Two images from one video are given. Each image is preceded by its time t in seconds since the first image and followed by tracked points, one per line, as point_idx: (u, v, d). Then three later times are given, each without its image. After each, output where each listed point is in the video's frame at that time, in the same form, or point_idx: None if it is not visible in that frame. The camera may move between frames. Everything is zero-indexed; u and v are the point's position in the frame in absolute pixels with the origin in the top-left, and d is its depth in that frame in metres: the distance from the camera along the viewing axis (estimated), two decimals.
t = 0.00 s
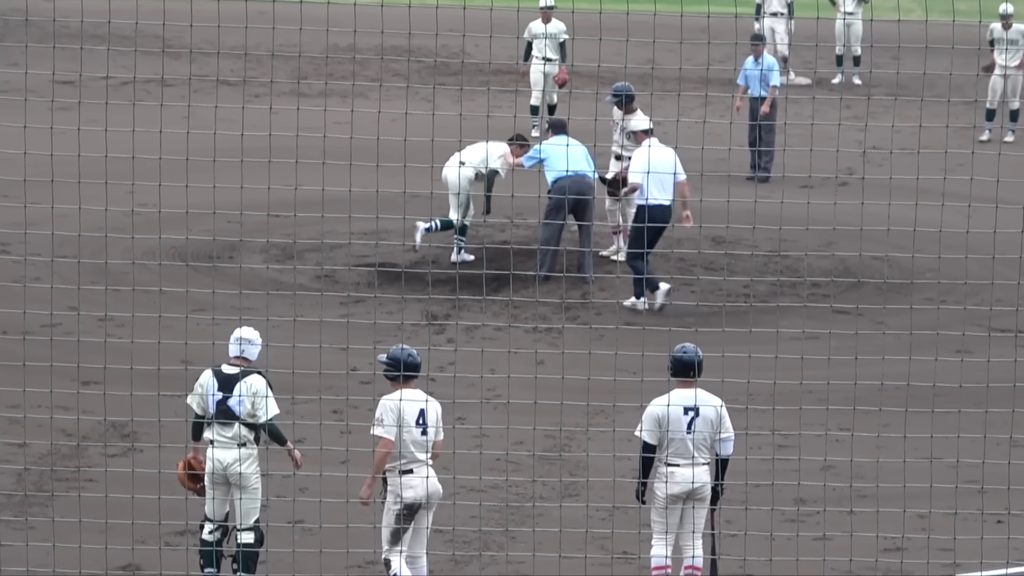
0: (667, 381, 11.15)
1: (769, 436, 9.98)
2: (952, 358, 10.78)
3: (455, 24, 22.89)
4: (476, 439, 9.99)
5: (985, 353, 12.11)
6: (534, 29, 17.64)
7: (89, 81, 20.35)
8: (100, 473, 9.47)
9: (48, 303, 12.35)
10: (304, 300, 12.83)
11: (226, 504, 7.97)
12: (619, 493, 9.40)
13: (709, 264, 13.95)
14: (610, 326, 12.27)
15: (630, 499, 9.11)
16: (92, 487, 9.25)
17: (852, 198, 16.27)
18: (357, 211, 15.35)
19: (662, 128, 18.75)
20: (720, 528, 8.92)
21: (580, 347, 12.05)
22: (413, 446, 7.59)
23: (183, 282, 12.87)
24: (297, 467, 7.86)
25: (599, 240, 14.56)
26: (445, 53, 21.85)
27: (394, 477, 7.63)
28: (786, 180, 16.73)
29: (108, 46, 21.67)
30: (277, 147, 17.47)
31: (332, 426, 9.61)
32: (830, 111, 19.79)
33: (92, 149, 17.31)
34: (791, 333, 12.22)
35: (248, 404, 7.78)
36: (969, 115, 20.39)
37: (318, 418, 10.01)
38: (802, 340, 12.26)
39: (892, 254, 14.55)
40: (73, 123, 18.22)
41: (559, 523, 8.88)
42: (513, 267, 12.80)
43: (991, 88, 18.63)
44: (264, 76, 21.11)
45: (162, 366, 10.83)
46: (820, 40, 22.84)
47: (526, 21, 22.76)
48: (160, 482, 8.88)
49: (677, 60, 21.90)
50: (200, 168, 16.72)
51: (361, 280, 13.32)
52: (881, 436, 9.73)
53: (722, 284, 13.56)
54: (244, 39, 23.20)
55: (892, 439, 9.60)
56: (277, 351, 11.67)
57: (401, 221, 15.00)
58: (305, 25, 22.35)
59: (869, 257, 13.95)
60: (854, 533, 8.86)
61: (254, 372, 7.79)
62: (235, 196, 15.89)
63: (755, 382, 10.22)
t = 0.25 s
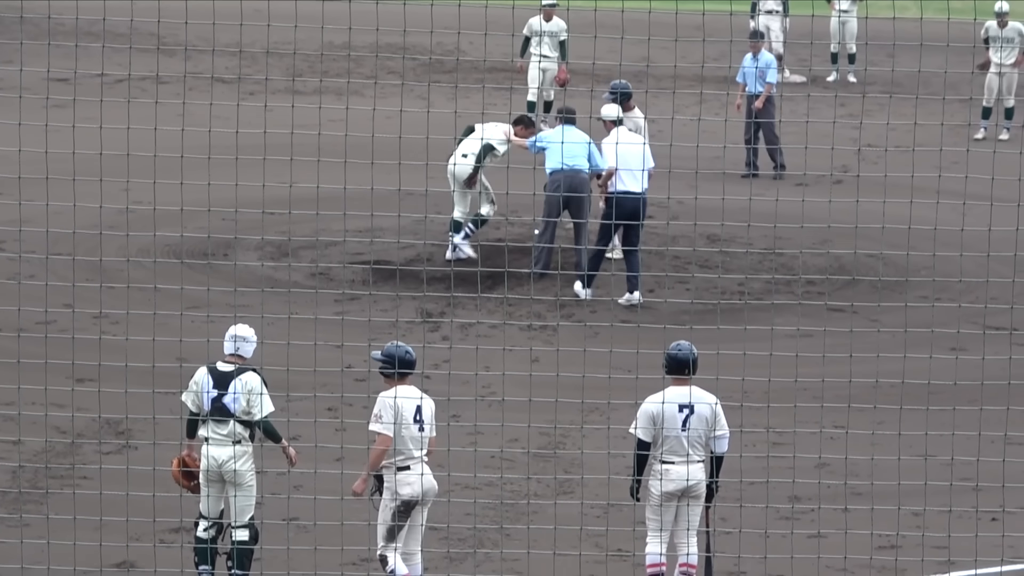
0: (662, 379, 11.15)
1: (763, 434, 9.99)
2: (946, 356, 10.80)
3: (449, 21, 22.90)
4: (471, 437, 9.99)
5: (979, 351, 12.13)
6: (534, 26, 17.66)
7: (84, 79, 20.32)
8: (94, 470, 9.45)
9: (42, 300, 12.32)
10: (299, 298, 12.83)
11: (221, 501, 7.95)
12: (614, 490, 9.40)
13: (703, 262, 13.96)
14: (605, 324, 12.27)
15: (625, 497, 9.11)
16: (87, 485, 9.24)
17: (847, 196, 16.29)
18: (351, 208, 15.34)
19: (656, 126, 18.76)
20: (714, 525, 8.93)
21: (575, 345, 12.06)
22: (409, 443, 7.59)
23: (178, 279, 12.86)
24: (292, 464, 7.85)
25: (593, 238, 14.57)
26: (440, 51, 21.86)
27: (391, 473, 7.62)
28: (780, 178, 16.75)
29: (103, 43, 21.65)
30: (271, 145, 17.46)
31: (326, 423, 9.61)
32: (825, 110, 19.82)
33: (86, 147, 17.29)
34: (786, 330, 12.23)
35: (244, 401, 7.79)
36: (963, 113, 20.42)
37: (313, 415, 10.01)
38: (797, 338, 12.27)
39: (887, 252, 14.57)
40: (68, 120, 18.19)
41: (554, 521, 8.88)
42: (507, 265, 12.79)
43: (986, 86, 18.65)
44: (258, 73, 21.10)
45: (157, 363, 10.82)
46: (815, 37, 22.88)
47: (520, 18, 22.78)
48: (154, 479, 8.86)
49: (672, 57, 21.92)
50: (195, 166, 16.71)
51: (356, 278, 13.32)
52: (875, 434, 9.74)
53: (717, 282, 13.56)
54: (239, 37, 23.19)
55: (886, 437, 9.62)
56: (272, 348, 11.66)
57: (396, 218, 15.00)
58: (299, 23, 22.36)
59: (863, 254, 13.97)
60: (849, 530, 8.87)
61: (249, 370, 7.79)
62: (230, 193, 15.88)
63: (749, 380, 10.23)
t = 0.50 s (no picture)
0: (658, 376, 11.15)
1: (759, 431, 9.98)
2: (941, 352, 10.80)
3: (444, 18, 22.89)
4: (467, 434, 9.99)
5: (975, 347, 12.13)
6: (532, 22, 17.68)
7: (79, 76, 20.29)
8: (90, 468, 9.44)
9: (37, 297, 12.30)
10: (294, 295, 12.82)
11: (217, 499, 7.95)
12: (610, 487, 9.40)
13: (699, 259, 13.96)
14: (601, 321, 12.27)
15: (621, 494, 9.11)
16: (83, 482, 9.22)
17: (842, 192, 16.29)
18: (347, 205, 15.33)
19: (652, 122, 18.75)
20: (710, 522, 8.93)
21: (571, 342, 12.05)
22: (407, 440, 7.58)
23: (174, 277, 12.84)
24: (288, 461, 7.86)
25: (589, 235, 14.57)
26: (435, 48, 21.85)
27: (389, 470, 7.61)
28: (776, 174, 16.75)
29: (98, 41, 21.62)
30: (267, 142, 17.44)
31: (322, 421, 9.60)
32: (820, 106, 19.82)
33: (82, 144, 17.26)
34: (782, 327, 12.23)
35: (240, 399, 7.79)
36: (959, 109, 20.43)
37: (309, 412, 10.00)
38: (793, 335, 12.28)
39: (883, 248, 14.57)
40: (63, 117, 18.17)
41: (550, 518, 8.88)
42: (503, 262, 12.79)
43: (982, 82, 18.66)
44: (254, 70, 21.08)
45: (153, 361, 10.80)
46: (810, 34, 22.88)
47: (516, 15, 22.77)
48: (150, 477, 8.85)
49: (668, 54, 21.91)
50: (191, 163, 16.69)
51: (352, 275, 13.30)
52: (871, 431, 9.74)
53: (713, 279, 13.57)
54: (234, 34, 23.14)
55: (882, 434, 9.62)
56: (267, 345, 11.65)
57: (392, 215, 14.99)
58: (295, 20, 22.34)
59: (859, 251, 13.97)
60: (845, 527, 8.87)
61: (245, 367, 7.80)
62: (226, 190, 15.86)
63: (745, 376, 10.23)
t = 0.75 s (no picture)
0: (654, 374, 11.16)
1: (756, 429, 9.99)
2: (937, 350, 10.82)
3: (440, 15, 22.90)
4: (463, 432, 9.99)
5: (971, 345, 12.14)
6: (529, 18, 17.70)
7: (75, 74, 20.29)
8: (86, 466, 9.44)
9: (33, 295, 12.29)
10: (291, 293, 12.82)
11: (213, 497, 7.95)
12: (606, 486, 9.41)
13: (696, 257, 13.97)
14: (597, 319, 12.28)
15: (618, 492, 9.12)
16: (79, 480, 9.22)
17: (838, 190, 16.31)
18: (343, 203, 15.32)
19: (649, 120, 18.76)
20: (706, 520, 8.94)
21: (567, 340, 12.06)
22: (404, 437, 7.57)
23: (170, 275, 12.83)
24: (283, 460, 7.83)
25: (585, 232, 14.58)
26: (432, 45, 21.86)
27: (387, 467, 7.60)
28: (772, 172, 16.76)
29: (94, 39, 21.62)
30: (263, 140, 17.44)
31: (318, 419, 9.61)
32: (816, 104, 19.83)
33: (78, 143, 17.25)
34: (778, 325, 12.24)
35: (235, 397, 7.77)
36: (955, 107, 20.45)
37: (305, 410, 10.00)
38: (789, 332, 12.28)
39: (879, 246, 14.58)
40: (59, 115, 18.16)
41: (546, 516, 8.88)
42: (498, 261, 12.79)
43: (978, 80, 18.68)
44: (250, 68, 21.07)
45: (149, 359, 10.80)
46: (806, 31, 22.90)
47: (512, 13, 22.78)
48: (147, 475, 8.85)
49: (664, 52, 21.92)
50: (187, 161, 16.69)
51: (348, 273, 13.31)
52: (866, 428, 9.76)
53: (709, 276, 13.58)
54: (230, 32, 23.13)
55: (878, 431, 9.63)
56: (264, 343, 11.65)
57: (388, 213, 14.99)
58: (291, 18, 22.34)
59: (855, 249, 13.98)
60: (840, 525, 8.88)
61: (241, 366, 7.79)
62: (222, 188, 15.86)
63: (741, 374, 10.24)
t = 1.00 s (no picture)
0: (650, 373, 11.16)
1: (753, 428, 9.99)
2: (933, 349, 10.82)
3: (437, 15, 22.90)
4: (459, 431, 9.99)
5: (968, 344, 12.14)
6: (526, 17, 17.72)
7: (72, 73, 20.28)
8: (83, 465, 9.43)
9: (29, 295, 12.28)
10: (287, 292, 12.81)
11: (210, 496, 7.95)
12: (602, 485, 9.41)
13: (692, 256, 13.97)
14: (593, 318, 12.27)
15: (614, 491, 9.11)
16: (75, 479, 9.21)
17: (835, 189, 16.31)
18: (340, 202, 15.32)
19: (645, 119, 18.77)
20: (703, 519, 8.95)
21: (563, 339, 12.05)
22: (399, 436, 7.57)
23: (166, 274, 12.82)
24: (278, 460, 7.79)
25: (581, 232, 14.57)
26: (429, 44, 21.86)
27: (383, 466, 7.59)
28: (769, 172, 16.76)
29: (91, 37, 21.61)
30: (260, 139, 17.43)
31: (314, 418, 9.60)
32: (813, 103, 19.84)
33: (74, 141, 17.25)
34: (774, 324, 12.24)
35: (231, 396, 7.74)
36: (952, 106, 20.46)
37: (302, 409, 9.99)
38: (786, 332, 12.28)
39: (875, 245, 14.58)
40: (55, 113, 18.14)
41: (542, 515, 8.87)
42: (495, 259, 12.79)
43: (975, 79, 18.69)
44: (247, 67, 21.07)
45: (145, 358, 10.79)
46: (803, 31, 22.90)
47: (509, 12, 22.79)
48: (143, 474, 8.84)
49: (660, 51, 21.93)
50: (184, 160, 16.67)
51: (345, 272, 13.30)
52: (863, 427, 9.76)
53: (705, 276, 13.57)
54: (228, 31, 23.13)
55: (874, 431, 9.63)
56: (260, 342, 11.64)
57: (384, 212, 14.99)
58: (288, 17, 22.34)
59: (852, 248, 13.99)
60: (837, 524, 8.87)
61: (237, 364, 7.76)
62: (219, 187, 15.85)
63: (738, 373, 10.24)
